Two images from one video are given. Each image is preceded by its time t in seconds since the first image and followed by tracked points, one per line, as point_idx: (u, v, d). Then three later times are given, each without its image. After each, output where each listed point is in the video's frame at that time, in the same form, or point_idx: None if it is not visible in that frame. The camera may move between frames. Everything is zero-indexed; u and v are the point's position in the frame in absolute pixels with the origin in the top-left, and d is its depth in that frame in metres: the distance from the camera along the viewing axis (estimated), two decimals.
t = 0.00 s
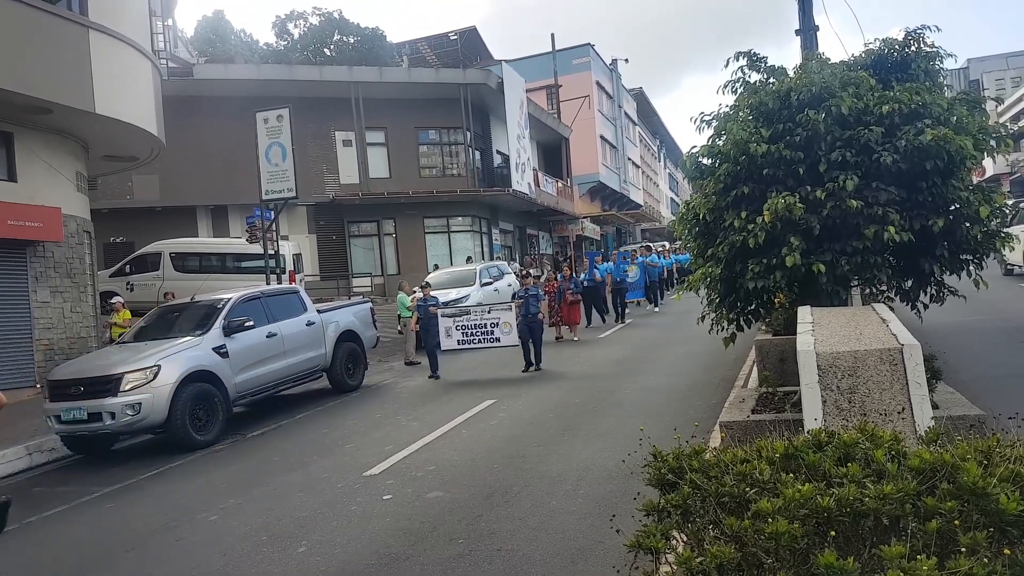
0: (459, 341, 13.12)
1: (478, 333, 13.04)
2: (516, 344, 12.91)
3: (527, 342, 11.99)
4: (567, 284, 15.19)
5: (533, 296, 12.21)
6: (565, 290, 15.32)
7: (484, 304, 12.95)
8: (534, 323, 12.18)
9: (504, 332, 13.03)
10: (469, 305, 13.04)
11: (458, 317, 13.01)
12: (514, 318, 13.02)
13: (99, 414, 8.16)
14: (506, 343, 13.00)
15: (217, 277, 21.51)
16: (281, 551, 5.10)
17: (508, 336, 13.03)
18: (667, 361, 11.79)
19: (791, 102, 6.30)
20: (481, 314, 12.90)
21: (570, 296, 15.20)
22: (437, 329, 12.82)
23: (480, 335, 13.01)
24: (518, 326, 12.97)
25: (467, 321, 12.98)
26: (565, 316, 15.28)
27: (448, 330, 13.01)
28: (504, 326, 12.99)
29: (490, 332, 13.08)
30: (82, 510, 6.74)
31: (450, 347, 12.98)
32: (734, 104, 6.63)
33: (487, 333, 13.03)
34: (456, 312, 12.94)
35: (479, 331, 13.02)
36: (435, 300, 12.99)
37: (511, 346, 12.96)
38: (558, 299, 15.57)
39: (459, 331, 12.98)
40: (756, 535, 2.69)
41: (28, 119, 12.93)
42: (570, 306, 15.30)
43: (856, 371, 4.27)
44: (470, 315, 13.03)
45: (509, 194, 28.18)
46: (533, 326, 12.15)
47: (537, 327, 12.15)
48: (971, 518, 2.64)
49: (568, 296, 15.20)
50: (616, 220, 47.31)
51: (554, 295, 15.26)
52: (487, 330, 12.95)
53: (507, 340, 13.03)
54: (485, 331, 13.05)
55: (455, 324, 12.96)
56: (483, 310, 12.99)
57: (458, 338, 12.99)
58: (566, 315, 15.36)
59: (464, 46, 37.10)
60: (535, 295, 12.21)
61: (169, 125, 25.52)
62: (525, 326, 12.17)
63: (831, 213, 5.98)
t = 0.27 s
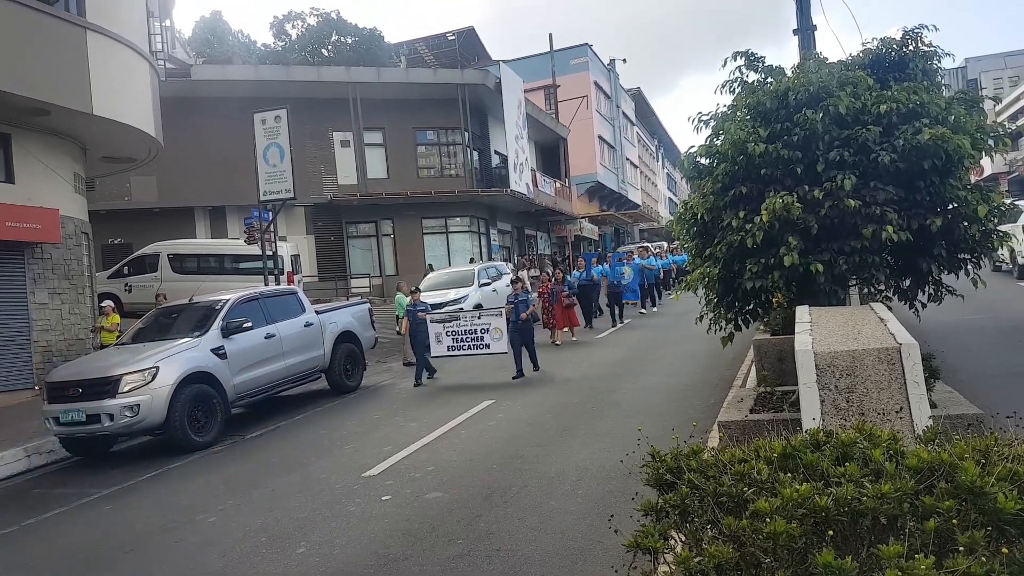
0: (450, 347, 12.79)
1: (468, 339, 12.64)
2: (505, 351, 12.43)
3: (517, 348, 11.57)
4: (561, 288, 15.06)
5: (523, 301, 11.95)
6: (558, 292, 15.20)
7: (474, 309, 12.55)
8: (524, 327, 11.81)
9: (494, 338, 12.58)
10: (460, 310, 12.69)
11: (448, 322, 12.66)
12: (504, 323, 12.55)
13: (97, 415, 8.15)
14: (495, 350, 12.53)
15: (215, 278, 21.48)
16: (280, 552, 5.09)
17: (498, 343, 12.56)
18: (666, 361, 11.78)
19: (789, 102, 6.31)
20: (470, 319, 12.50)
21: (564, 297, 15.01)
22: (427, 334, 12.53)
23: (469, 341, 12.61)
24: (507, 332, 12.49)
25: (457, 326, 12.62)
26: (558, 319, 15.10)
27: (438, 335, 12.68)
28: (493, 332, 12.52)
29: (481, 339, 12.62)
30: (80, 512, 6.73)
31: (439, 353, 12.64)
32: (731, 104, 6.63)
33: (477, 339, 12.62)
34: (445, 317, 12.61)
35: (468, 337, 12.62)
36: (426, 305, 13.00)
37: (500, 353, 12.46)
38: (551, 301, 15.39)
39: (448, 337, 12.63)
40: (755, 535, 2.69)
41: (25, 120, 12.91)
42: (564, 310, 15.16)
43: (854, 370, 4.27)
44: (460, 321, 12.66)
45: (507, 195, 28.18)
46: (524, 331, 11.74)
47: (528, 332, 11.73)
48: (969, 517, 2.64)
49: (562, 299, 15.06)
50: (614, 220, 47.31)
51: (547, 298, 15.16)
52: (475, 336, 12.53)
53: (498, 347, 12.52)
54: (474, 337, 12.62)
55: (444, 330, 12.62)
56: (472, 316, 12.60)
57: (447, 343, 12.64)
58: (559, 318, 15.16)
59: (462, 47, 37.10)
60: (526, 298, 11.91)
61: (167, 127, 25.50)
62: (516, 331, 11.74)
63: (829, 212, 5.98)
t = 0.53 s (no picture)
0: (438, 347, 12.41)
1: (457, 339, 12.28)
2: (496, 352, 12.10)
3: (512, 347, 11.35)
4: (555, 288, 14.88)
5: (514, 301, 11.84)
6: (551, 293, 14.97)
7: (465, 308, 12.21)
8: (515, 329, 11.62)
9: (484, 339, 12.26)
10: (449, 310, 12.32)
11: (437, 322, 12.29)
12: (495, 324, 12.22)
13: (96, 415, 8.14)
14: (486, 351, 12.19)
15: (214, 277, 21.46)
16: (279, 552, 5.08)
17: (488, 343, 12.23)
18: (664, 360, 11.78)
19: (788, 102, 6.31)
20: (460, 319, 12.16)
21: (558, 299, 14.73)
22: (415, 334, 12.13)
23: (459, 341, 12.26)
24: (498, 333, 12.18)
25: (447, 326, 12.25)
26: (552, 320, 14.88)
27: (426, 335, 12.29)
28: (484, 333, 12.22)
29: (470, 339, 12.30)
30: (79, 512, 6.73)
31: (428, 353, 12.24)
32: (731, 104, 6.63)
33: (467, 340, 12.27)
34: (433, 316, 12.22)
35: (457, 337, 12.27)
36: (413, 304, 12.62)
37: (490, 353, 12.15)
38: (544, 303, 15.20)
39: (438, 337, 12.25)
40: (754, 534, 2.69)
41: (25, 119, 12.90)
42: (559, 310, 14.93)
43: (853, 371, 4.28)
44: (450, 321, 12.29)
45: (506, 194, 28.17)
46: (514, 333, 11.55)
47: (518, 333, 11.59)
48: (969, 517, 2.64)
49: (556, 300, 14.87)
50: (613, 220, 47.29)
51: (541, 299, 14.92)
52: (466, 336, 12.19)
53: (488, 348, 12.22)
54: (464, 338, 12.29)
55: (433, 330, 12.23)
56: (462, 315, 12.25)
57: (436, 344, 12.26)
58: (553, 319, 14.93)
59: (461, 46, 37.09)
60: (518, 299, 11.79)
61: (166, 126, 25.48)
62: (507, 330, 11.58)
63: (828, 212, 5.98)
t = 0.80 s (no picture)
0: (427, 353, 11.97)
1: (448, 345, 11.91)
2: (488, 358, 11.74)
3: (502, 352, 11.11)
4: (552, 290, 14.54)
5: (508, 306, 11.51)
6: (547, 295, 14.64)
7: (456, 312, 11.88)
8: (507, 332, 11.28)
9: (476, 344, 11.90)
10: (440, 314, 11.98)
11: (428, 327, 11.89)
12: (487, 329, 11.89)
13: (97, 416, 8.14)
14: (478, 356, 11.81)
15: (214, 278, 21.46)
16: (279, 553, 5.08)
17: (480, 349, 11.88)
18: (664, 361, 11.76)
19: (787, 102, 6.31)
20: (452, 324, 11.79)
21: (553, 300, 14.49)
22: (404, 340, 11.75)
23: (450, 347, 11.88)
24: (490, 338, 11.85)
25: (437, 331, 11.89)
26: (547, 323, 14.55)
27: (416, 340, 11.88)
28: (476, 337, 11.87)
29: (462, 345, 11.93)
30: (80, 513, 6.72)
31: (417, 359, 11.81)
32: (730, 104, 6.63)
33: (458, 345, 11.90)
34: (424, 321, 11.83)
35: (448, 343, 11.90)
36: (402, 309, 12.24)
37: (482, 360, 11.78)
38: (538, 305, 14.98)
39: (428, 342, 11.87)
40: (755, 536, 2.69)
41: (24, 121, 12.90)
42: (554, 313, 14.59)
43: (854, 371, 4.28)
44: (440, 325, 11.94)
45: (506, 195, 28.17)
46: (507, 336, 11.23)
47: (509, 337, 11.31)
48: (970, 518, 2.64)
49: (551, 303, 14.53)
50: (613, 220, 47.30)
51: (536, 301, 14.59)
52: (457, 341, 11.83)
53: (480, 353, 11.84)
54: (456, 343, 11.91)
55: (423, 335, 11.84)
56: (454, 320, 11.87)
57: (427, 349, 11.86)
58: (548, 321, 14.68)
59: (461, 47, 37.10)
60: (510, 304, 11.52)
61: (166, 127, 25.48)
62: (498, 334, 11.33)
63: (828, 212, 5.98)
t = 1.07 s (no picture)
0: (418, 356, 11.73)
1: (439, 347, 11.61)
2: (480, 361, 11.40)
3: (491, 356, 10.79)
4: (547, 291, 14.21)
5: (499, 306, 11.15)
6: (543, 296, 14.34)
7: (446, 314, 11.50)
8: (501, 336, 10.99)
9: (468, 346, 11.53)
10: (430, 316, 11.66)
11: (418, 329, 11.61)
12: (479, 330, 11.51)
13: (98, 417, 8.15)
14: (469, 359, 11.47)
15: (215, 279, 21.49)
16: (280, 554, 5.09)
17: (472, 351, 11.50)
18: (665, 362, 11.75)
19: (789, 103, 6.32)
20: (441, 326, 11.45)
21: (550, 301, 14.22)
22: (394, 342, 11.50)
23: (440, 350, 11.57)
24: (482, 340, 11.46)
25: (427, 334, 11.60)
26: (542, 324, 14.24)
27: (406, 343, 11.63)
28: (467, 339, 11.50)
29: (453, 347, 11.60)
30: (81, 514, 6.73)
31: (407, 363, 11.58)
32: (732, 104, 6.63)
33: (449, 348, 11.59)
34: (413, 323, 11.55)
35: (439, 345, 11.59)
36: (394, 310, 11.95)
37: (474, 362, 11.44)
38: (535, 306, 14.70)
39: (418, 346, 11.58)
40: (756, 536, 2.69)
41: (26, 122, 12.92)
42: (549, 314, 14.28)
43: (855, 371, 4.28)
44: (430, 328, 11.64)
45: (506, 196, 28.18)
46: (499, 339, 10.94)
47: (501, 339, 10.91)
48: (971, 517, 2.64)
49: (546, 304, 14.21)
50: (614, 221, 47.30)
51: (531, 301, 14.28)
52: (447, 344, 11.50)
53: (471, 356, 11.48)
54: (446, 346, 11.60)
55: (412, 337, 11.56)
56: (444, 322, 11.54)
57: (417, 352, 11.61)
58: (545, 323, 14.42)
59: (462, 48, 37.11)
60: (502, 304, 11.14)
61: (167, 128, 25.51)
62: (490, 337, 11.00)
63: (829, 212, 5.98)
